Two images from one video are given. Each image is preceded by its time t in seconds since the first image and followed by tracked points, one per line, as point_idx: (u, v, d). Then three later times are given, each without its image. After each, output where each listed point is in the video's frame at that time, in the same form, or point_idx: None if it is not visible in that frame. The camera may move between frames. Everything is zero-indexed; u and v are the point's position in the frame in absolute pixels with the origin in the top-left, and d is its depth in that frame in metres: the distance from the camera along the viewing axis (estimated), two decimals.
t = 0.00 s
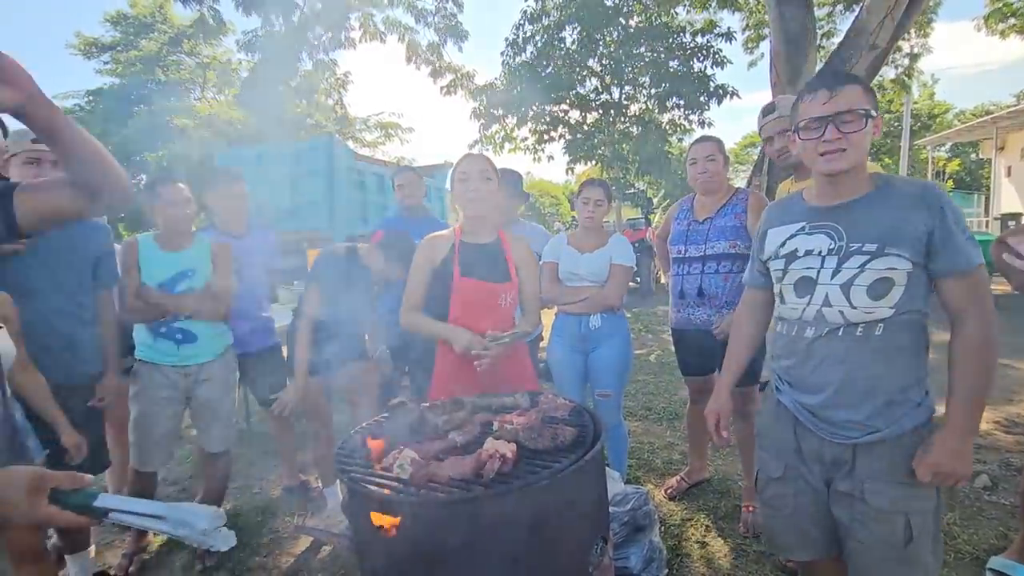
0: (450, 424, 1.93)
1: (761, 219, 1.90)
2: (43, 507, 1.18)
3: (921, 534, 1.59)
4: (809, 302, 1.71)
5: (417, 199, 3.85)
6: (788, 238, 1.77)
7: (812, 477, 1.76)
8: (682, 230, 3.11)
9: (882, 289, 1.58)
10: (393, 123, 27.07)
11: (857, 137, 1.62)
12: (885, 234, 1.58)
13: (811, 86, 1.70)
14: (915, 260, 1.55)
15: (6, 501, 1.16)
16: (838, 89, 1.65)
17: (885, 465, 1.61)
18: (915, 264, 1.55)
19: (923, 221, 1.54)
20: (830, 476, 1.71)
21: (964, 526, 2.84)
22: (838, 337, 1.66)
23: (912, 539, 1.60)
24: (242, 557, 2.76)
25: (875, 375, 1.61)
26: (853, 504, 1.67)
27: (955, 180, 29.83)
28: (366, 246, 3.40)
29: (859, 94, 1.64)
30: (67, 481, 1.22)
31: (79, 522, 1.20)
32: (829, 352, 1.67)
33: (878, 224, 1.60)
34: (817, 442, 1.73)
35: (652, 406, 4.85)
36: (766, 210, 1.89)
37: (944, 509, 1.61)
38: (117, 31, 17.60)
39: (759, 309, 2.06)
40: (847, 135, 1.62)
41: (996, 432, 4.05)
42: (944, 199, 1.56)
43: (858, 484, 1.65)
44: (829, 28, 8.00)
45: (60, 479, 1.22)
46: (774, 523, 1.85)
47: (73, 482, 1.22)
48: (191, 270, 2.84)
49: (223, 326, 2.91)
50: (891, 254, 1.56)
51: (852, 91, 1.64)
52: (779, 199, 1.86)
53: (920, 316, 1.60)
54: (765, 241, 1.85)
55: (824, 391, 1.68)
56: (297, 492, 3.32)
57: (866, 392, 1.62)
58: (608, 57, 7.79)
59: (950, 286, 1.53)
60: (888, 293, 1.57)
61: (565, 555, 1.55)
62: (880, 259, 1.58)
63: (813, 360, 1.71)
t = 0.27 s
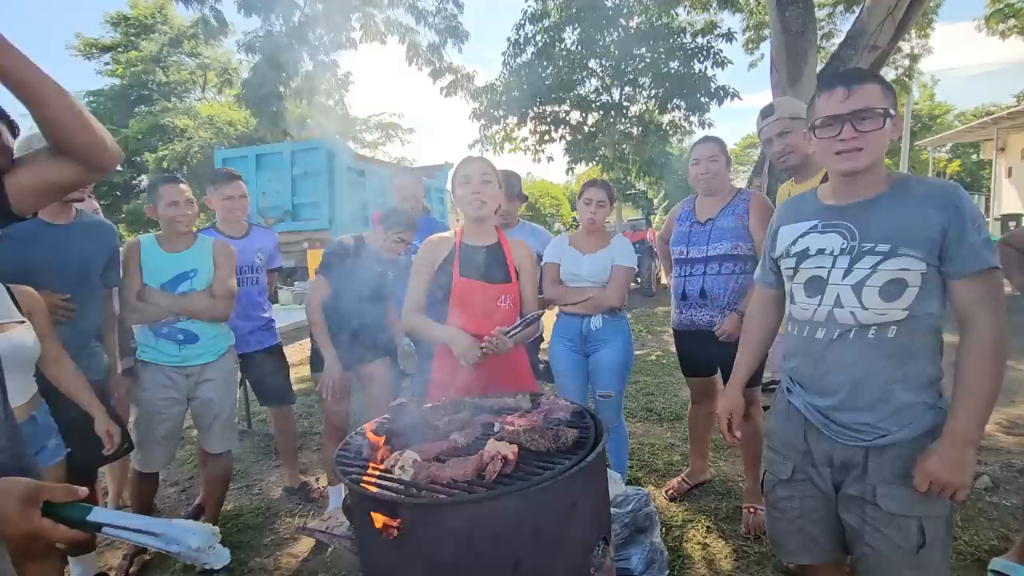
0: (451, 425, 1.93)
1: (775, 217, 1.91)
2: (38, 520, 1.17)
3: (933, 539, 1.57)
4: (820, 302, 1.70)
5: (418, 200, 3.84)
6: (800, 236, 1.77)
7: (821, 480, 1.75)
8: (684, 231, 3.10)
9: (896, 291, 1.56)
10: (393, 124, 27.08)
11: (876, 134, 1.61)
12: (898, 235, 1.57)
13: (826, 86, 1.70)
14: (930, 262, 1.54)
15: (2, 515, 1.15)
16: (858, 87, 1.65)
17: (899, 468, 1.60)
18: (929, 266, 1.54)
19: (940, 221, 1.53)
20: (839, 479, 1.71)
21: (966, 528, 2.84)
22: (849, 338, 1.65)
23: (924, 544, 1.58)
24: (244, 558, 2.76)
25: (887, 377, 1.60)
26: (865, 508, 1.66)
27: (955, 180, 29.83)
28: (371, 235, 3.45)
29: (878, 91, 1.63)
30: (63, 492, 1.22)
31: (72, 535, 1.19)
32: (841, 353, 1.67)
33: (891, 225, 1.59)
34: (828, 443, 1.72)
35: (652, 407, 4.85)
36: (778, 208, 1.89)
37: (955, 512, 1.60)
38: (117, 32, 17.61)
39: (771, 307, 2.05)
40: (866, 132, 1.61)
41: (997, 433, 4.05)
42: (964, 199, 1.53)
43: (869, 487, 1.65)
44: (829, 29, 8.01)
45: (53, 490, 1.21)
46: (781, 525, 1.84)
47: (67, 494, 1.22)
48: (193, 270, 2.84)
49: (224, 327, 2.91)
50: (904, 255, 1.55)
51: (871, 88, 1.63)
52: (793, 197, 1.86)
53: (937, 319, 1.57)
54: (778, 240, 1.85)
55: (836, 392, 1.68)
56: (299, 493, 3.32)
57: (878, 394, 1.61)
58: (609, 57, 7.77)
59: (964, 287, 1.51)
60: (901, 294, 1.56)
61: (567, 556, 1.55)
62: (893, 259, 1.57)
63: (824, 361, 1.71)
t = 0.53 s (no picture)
0: (452, 426, 1.93)
1: (790, 222, 1.90)
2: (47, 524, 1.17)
3: (936, 546, 1.54)
4: (824, 312, 1.71)
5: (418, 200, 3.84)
6: (807, 244, 1.78)
7: (821, 482, 1.75)
8: (683, 232, 3.11)
9: (896, 304, 1.55)
10: (392, 125, 27.09)
11: (866, 148, 1.59)
12: (900, 246, 1.55)
13: (822, 96, 1.69)
14: (934, 274, 1.51)
15: (6, 519, 1.15)
16: (838, 102, 1.64)
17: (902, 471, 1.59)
18: (933, 278, 1.51)
19: (944, 231, 1.49)
20: (840, 480, 1.70)
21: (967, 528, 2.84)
22: (851, 349, 1.65)
23: (926, 550, 1.55)
24: (243, 560, 2.75)
25: (889, 389, 1.59)
26: (867, 509, 1.66)
27: (954, 181, 29.87)
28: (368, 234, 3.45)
29: (861, 106, 1.61)
30: (69, 494, 1.21)
31: (80, 536, 1.21)
32: (844, 363, 1.67)
33: (893, 236, 1.57)
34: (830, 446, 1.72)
35: (652, 407, 4.85)
36: (793, 213, 1.88)
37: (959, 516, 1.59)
38: (116, 33, 17.62)
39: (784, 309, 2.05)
40: (851, 148, 1.60)
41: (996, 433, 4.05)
42: (974, 208, 1.47)
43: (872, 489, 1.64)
44: (828, 29, 8.02)
45: (61, 493, 1.21)
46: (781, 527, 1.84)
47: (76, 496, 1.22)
48: (193, 271, 2.84)
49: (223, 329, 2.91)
50: (905, 267, 1.54)
51: (852, 103, 1.62)
52: (808, 201, 1.85)
53: (942, 331, 1.54)
54: (789, 244, 1.86)
55: (840, 401, 1.69)
56: (298, 494, 3.32)
57: (879, 406, 1.61)
58: (608, 58, 7.76)
59: (969, 300, 1.46)
60: (902, 307, 1.54)
61: (567, 558, 1.55)
62: (893, 272, 1.55)
63: (828, 369, 1.71)
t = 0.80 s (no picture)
0: (448, 428, 1.92)
1: (795, 222, 1.93)
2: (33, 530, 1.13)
3: (923, 550, 1.53)
4: (815, 308, 1.73)
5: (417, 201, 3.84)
6: (803, 242, 1.80)
7: (817, 484, 1.75)
8: (682, 232, 3.12)
9: (881, 300, 1.56)
10: (392, 126, 27.12)
11: (844, 150, 1.63)
12: (888, 243, 1.56)
13: (810, 98, 1.73)
14: (922, 270, 1.51)
15: None
16: (818, 108, 1.69)
17: (897, 474, 1.58)
18: (921, 275, 1.51)
19: (931, 228, 1.49)
20: (835, 482, 1.70)
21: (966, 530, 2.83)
22: (840, 346, 1.67)
23: (912, 554, 1.54)
24: (240, 562, 2.75)
25: (877, 387, 1.59)
26: (862, 512, 1.65)
27: (952, 181, 29.92)
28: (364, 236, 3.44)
29: (843, 109, 1.63)
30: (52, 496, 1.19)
31: (74, 542, 1.15)
32: (834, 360, 1.69)
33: (882, 233, 1.58)
34: (825, 447, 1.73)
35: (651, 408, 4.85)
36: (798, 213, 1.91)
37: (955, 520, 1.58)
38: (116, 34, 17.65)
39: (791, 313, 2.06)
40: (829, 151, 1.65)
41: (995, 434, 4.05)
42: (965, 205, 1.47)
43: (863, 492, 1.64)
44: (826, 30, 8.03)
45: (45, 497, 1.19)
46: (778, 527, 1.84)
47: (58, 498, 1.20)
48: (193, 271, 2.84)
49: (221, 329, 2.91)
50: (890, 264, 1.55)
51: (833, 105, 1.65)
52: (812, 202, 1.87)
53: (933, 329, 1.53)
54: (789, 243, 1.89)
55: (830, 398, 1.70)
56: (296, 496, 3.32)
57: (866, 403, 1.61)
58: (606, 59, 7.76)
59: (958, 297, 1.44)
60: (887, 303, 1.55)
61: (564, 560, 1.55)
62: (879, 268, 1.57)
63: (820, 366, 1.73)
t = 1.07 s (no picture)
0: (444, 431, 1.93)
1: (794, 227, 1.94)
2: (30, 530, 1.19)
3: (917, 553, 1.53)
4: (812, 311, 1.74)
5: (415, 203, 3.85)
6: (800, 246, 1.82)
7: (812, 487, 1.76)
8: (680, 234, 3.12)
9: (875, 302, 1.57)
10: (390, 127, 27.14)
11: (835, 155, 1.64)
12: (880, 246, 1.57)
13: (802, 104, 1.75)
14: (913, 272, 1.52)
15: None
16: (810, 114, 1.70)
17: (890, 476, 1.59)
18: (912, 277, 1.52)
19: (922, 230, 1.50)
20: (831, 485, 1.71)
21: (963, 531, 2.84)
22: (836, 348, 1.68)
23: (907, 556, 1.55)
24: (238, 565, 2.75)
25: (873, 389, 1.60)
26: (856, 514, 1.66)
27: (950, 182, 29.98)
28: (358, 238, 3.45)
29: (831, 115, 1.65)
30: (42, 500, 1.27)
31: (65, 540, 1.21)
32: (830, 363, 1.70)
33: (874, 236, 1.59)
34: (821, 450, 1.73)
35: (649, 410, 4.86)
36: (798, 217, 1.92)
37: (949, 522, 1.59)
38: (115, 37, 17.65)
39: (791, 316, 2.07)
40: (820, 157, 1.67)
41: (992, 435, 4.06)
42: (955, 207, 1.47)
43: (858, 494, 1.65)
44: (823, 32, 8.06)
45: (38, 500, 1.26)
46: (773, 529, 1.85)
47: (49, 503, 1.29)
48: (193, 273, 2.85)
49: (219, 331, 2.92)
50: (882, 266, 1.56)
51: (822, 111, 1.67)
52: (810, 208, 1.88)
53: (925, 331, 1.53)
54: (789, 247, 1.90)
55: (826, 400, 1.71)
56: (295, 498, 3.32)
57: (862, 405, 1.62)
58: (604, 61, 7.78)
59: (946, 298, 1.45)
60: (881, 305, 1.56)
61: (560, 562, 1.55)
62: (871, 270, 1.58)
63: (817, 369, 1.74)
